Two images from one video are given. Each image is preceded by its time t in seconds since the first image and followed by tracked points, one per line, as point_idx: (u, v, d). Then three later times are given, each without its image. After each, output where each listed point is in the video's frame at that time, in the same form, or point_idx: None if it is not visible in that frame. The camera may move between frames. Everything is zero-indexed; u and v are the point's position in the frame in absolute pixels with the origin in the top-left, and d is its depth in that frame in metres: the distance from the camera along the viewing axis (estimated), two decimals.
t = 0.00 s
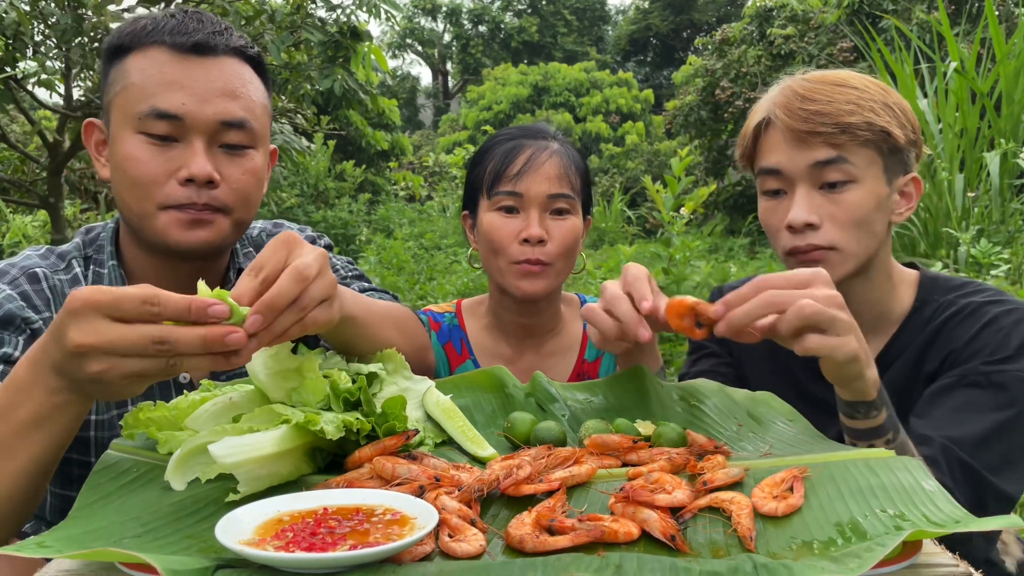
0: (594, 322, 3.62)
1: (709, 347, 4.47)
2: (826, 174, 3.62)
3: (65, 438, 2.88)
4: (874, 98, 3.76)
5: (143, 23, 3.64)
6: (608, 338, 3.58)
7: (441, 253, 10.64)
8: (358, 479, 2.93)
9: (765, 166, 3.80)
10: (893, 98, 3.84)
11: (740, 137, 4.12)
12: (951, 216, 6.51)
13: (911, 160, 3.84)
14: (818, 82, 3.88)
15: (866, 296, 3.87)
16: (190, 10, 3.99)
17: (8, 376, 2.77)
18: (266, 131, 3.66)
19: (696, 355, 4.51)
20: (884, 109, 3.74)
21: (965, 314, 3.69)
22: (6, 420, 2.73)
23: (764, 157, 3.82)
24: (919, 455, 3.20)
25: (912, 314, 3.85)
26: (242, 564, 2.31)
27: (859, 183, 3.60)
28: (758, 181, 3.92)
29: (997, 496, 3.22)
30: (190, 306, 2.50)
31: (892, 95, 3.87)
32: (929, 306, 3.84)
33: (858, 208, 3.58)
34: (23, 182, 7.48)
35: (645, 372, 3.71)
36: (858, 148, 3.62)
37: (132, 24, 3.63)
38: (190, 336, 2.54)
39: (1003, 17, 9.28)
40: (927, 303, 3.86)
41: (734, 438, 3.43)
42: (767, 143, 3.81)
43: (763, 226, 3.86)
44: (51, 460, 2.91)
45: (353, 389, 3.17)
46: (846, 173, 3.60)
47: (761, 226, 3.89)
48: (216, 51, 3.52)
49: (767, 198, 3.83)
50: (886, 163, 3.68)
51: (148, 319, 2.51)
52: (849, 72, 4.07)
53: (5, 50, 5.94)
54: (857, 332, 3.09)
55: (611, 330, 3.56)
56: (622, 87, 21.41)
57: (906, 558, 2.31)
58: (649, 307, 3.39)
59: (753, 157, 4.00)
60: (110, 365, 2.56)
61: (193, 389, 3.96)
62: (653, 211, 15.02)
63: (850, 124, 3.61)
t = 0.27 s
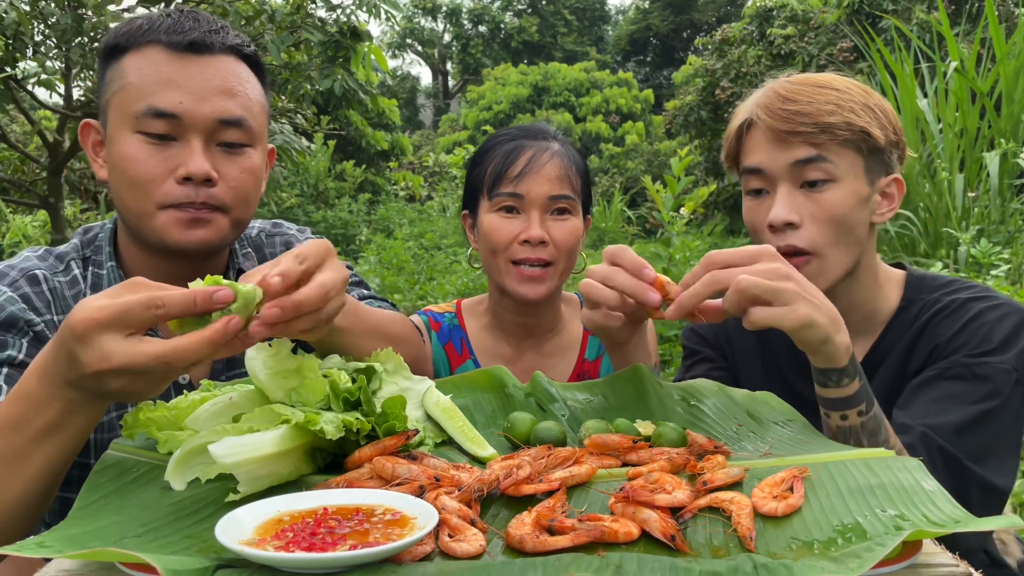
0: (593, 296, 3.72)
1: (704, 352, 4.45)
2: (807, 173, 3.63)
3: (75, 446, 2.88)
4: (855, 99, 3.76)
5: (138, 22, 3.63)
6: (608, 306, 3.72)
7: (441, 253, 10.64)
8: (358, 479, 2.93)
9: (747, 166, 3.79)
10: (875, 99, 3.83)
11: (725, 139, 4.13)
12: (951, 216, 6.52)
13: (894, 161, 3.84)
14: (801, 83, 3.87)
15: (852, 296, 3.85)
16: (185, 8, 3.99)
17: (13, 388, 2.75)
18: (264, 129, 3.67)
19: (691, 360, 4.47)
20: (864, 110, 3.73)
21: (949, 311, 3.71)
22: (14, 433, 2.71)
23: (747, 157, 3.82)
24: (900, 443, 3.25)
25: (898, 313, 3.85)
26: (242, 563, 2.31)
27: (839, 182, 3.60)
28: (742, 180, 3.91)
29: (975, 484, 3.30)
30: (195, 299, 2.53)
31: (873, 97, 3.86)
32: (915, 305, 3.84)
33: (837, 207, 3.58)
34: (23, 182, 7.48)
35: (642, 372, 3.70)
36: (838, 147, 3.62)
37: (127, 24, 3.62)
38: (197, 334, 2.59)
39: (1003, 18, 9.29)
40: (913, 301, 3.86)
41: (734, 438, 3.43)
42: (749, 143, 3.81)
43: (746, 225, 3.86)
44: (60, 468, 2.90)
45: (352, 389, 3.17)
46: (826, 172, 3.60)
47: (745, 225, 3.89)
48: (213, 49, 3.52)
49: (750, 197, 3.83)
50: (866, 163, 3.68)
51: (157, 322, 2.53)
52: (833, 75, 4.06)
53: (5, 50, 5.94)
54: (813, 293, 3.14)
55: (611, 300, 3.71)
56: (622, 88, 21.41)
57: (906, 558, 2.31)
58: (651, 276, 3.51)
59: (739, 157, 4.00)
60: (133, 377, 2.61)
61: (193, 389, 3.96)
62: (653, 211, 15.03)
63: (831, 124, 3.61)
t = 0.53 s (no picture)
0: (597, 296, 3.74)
1: (704, 354, 4.45)
2: (807, 177, 3.63)
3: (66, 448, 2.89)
4: (855, 104, 3.75)
5: (130, 22, 3.63)
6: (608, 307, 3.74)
7: (441, 253, 10.65)
8: (358, 479, 2.93)
9: (746, 169, 3.80)
10: (875, 103, 3.83)
11: (723, 141, 4.12)
12: (951, 216, 6.51)
13: (893, 166, 3.84)
14: (800, 87, 3.87)
15: (849, 299, 3.84)
16: (179, 8, 3.99)
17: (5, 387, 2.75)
18: (258, 128, 3.66)
19: (690, 363, 4.48)
20: (865, 114, 3.74)
21: (949, 319, 3.71)
22: (8, 431, 2.72)
23: (746, 161, 3.82)
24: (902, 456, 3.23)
25: (897, 319, 3.85)
26: (242, 563, 2.31)
27: (838, 187, 3.61)
28: (741, 183, 3.91)
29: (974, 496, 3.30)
30: (183, 295, 2.51)
31: (873, 101, 3.85)
32: (914, 312, 3.84)
33: (836, 212, 3.59)
34: (23, 182, 7.48)
35: (643, 371, 3.70)
36: (838, 152, 3.62)
37: (118, 24, 3.63)
38: (181, 330, 2.60)
39: (1003, 18, 9.29)
40: (912, 307, 3.86)
41: (734, 438, 3.43)
42: (749, 146, 3.81)
43: (744, 228, 3.85)
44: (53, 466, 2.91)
45: (353, 389, 3.17)
46: (825, 177, 3.60)
47: (743, 228, 3.88)
48: (205, 47, 3.52)
49: (747, 201, 3.83)
50: (865, 168, 3.68)
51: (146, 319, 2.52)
52: (832, 78, 4.06)
53: (5, 50, 5.94)
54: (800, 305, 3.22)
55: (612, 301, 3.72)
56: (622, 87, 21.41)
57: (906, 558, 2.31)
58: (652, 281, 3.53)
59: (737, 160, 4.00)
60: (119, 375, 2.60)
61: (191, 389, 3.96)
62: (653, 211, 15.04)
63: (830, 129, 3.61)
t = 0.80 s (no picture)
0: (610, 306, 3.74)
1: (705, 356, 4.43)
2: (810, 181, 3.62)
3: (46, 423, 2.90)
4: (858, 106, 3.75)
5: (135, 22, 3.64)
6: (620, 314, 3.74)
7: (441, 253, 10.65)
8: (358, 479, 2.93)
9: (748, 172, 3.80)
10: (877, 105, 3.83)
11: (724, 143, 4.12)
12: (951, 216, 6.51)
13: (894, 167, 3.85)
14: (803, 88, 3.87)
15: (848, 302, 3.84)
16: (181, 8, 3.99)
17: None
18: (260, 128, 3.66)
19: (690, 365, 4.45)
20: (867, 117, 3.74)
21: (953, 318, 3.72)
22: None
23: (748, 164, 3.82)
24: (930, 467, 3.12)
25: (897, 319, 3.87)
26: (242, 564, 2.31)
27: (841, 192, 3.60)
28: (742, 187, 3.91)
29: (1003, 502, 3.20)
30: (173, 280, 2.51)
31: (876, 103, 3.85)
32: (915, 311, 3.86)
33: (840, 216, 3.58)
34: (23, 182, 7.48)
35: (644, 371, 3.70)
36: (842, 157, 3.62)
37: (122, 24, 3.63)
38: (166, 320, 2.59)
39: (1002, 18, 9.29)
40: (913, 307, 3.88)
41: (734, 438, 3.43)
42: (751, 149, 3.81)
43: (746, 232, 3.85)
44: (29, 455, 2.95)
45: (353, 389, 3.17)
46: (829, 181, 3.60)
47: (744, 231, 3.87)
48: (208, 48, 3.52)
49: (749, 204, 3.82)
50: (869, 172, 3.68)
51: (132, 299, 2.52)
52: (833, 78, 4.07)
53: (5, 50, 5.94)
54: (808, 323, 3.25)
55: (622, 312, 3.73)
56: (622, 87, 21.41)
57: (906, 558, 2.31)
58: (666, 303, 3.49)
59: (738, 162, 3.99)
60: (97, 352, 2.56)
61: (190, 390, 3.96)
62: (653, 211, 15.05)
63: (833, 132, 3.61)
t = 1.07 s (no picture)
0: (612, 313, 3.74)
1: (707, 358, 4.43)
2: (806, 181, 3.62)
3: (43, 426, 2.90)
4: (852, 105, 3.75)
5: (139, 22, 3.64)
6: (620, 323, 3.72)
7: (441, 253, 10.66)
8: (358, 479, 2.93)
9: (745, 174, 3.79)
10: (872, 104, 3.83)
11: (721, 146, 4.12)
12: (951, 216, 6.52)
13: (892, 166, 3.85)
14: (797, 89, 3.87)
15: (850, 300, 3.84)
16: (185, 8, 3.99)
17: None
18: (262, 130, 3.66)
19: (693, 366, 4.46)
20: (862, 116, 3.74)
21: (954, 315, 3.72)
22: None
23: (744, 165, 3.82)
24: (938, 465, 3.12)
25: (898, 318, 3.87)
26: (242, 564, 2.31)
27: (838, 191, 3.60)
28: (740, 188, 3.91)
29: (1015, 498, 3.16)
30: (166, 284, 2.53)
31: (870, 102, 3.85)
32: (915, 309, 3.87)
33: (838, 216, 3.58)
34: (23, 182, 7.48)
35: (644, 371, 3.72)
36: (838, 156, 3.62)
37: (126, 25, 3.63)
38: (157, 318, 2.56)
39: (1002, 17, 9.29)
40: (913, 305, 3.88)
41: (734, 438, 3.43)
42: (747, 151, 3.81)
43: (745, 233, 3.85)
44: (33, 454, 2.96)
45: (353, 390, 3.17)
46: (826, 181, 3.60)
47: (743, 233, 3.87)
48: (212, 50, 3.53)
49: (747, 206, 3.82)
50: (865, 170, 3.68)
51: (124, 301, 2.53)
52: (828, 78, 4.07)
53: (5, 50, 5.93)
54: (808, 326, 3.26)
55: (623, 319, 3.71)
56: (622, 87, 21.41)
57: (907, 558, 2.31)
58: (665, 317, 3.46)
59: (735, 164, 3.99)
60: (90, 349, 2.55)
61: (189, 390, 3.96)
62: (653, 211, 15.06)
63: (829, 132, 3.61)
